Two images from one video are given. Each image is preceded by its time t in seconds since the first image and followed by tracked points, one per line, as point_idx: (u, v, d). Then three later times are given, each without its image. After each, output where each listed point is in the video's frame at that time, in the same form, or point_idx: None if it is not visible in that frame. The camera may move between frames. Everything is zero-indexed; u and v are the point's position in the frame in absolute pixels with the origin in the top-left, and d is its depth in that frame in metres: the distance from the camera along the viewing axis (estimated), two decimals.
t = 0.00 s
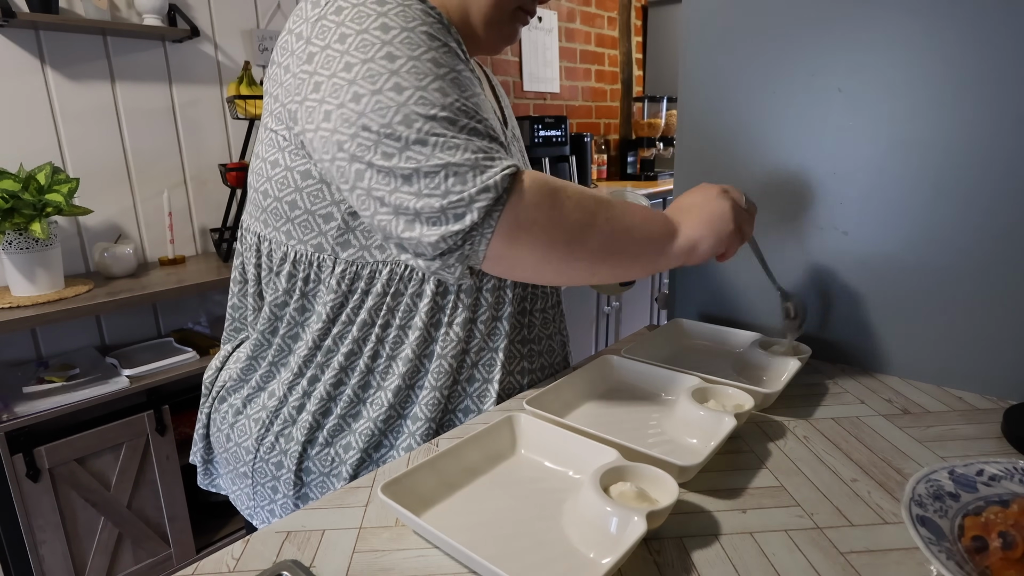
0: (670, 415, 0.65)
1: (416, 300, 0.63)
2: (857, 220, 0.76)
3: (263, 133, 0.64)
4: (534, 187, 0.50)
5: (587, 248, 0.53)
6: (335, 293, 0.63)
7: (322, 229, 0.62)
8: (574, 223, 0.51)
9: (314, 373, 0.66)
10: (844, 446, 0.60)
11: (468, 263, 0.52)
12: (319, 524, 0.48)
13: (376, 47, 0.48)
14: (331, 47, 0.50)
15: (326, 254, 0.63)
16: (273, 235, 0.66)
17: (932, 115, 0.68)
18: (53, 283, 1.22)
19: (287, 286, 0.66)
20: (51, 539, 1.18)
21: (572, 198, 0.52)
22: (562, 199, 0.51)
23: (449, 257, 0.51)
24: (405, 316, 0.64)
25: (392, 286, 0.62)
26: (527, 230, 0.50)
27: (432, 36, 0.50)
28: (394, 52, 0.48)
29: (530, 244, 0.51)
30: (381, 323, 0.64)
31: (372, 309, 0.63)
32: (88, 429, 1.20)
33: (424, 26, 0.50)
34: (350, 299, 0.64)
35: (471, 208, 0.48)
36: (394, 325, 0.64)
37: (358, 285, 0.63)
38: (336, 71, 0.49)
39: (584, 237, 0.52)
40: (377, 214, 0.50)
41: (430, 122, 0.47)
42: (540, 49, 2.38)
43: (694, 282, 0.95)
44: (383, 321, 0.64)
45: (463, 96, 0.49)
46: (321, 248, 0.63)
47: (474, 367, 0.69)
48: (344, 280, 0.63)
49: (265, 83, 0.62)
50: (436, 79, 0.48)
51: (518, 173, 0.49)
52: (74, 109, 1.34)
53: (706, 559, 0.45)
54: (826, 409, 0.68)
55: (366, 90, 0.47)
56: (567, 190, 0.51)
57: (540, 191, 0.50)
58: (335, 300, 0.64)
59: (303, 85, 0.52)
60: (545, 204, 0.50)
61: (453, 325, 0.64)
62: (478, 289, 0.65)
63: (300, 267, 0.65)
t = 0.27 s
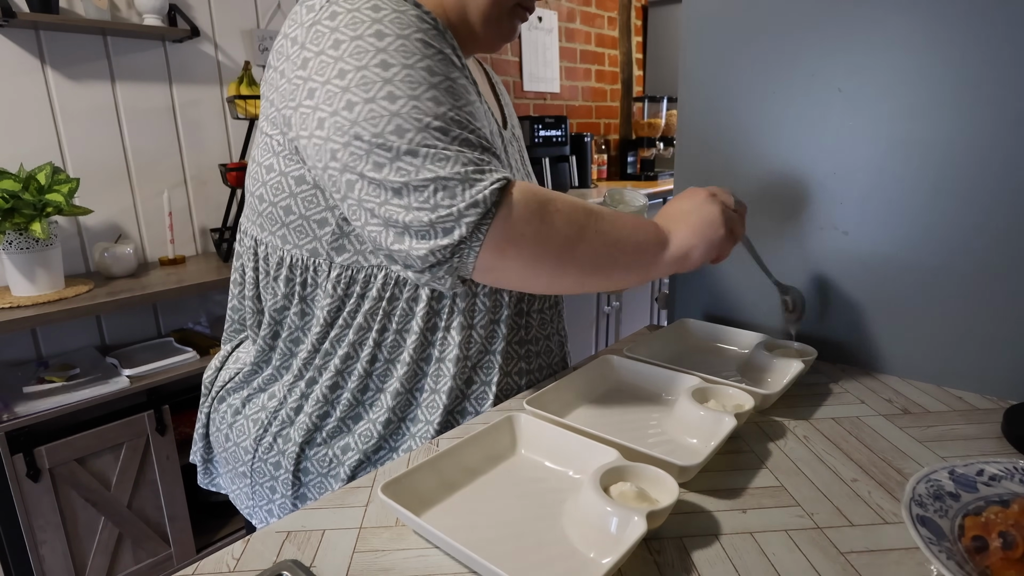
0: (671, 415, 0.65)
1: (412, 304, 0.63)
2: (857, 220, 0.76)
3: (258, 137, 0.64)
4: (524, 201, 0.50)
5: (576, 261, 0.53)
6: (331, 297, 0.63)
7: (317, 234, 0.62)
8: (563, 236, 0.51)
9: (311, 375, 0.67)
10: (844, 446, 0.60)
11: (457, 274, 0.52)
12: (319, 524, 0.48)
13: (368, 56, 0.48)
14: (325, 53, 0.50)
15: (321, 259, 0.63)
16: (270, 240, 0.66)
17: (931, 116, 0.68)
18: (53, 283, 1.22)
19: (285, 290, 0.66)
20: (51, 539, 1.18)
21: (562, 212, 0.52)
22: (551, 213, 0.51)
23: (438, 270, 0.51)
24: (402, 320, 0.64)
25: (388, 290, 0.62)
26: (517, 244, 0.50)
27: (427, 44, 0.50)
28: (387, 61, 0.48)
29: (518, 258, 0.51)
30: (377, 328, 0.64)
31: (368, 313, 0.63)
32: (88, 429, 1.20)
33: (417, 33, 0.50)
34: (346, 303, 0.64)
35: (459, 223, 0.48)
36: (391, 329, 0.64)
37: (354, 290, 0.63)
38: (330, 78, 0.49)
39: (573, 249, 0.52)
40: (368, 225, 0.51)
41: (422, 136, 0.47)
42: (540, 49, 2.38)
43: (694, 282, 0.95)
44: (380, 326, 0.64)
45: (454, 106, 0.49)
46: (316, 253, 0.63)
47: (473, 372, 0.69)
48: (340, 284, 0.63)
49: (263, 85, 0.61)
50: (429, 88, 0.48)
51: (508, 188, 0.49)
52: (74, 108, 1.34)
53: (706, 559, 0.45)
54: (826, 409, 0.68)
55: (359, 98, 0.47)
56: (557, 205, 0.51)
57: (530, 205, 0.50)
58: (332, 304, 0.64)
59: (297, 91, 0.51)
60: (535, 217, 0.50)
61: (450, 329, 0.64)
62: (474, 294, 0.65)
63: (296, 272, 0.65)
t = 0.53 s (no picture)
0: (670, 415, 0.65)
1: (406, 308, 0.63)
2: (857, 220, 0.76)
3: (252, 142, 0.64)
4: (489, 214, 0.47)
5: (550, 269, 0.50)
6: (325, 301, 0.64)
7: (309, 238, 0.62)
8: (532, 245, 0.49)
9: (309, 376, 0.67)
10: (843, 446, 0.60)
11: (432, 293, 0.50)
12: (319, 525, 0.48)
13: (352, 62, 0.47)
14: (311, 58, 0.49)
15: (314, 262, 0.63)
16: (264, 243, 0.66)
17: (930, 116, 0.69)
18: (53, 283, 1.22)
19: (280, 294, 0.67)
20: (51, 539, 1.18)
21: (530, 221, 0.48)
22: (518, 225, 0.48)
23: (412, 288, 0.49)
24: (396, 324, 0.64)
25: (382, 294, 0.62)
26: (485, 261, 0.48)
27: (412, 50, 0.49)
28: (370, 69, 0.47)
29: (491, 273, 0.49)
30: (372, 331, 0.64)
31: (363, 316, 0.63)
32: (88, 429, 1.20)
33: (404, 41, 0.49)
34: (340, 306, 0.64)
35: (428, 241, 0.46)
36: (386, 333, 0.64)
37: (347, 294, 0.63)
38: (315, 84, 0.48)
39: (544, 259, 0.49)
40: (341, 238, 0.49)
41: (399, 148, 0.46)
42: (540, 49, 2.38)
43: (693, 282, 0.96)
44: (375, 329, 0.64)
45: (437, 116, 0.48)
46: (308, 256, 0.63)
47: (473, 377, 0.68)
48: (332, 288, 0.63)
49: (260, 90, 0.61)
50: (411, 95, 0.47)
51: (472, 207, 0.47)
52: (74, 108, 1.34)
53: (706, 559, 0.45)
54: (826, 409, 0.68)
55: (338, 105, 0.46)
56: (520, 213, 0.48)
57: (493, 218, 0.47)
58: (326, 307, 0.64)
59: (282, 97, 0.50)
60: (501, 232, 0.48)
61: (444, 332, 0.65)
62: (467, 299, 0.64)
63: (290, 276, 0.65)
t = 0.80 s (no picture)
0: (670, 416, 0.65)
1: (396, 308, 0.64)
2: (857, 221, 0.76)
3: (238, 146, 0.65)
4: (369, 167, 0.45)
5: (449, 198, 0.49)
6: (315, 300, 0.64)
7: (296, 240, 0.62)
8: (423, 179, 0.47)
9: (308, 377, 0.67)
10: (843, 446, 0.60)
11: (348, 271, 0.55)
12: (320, 524, 0.48)
13: (285, 51, 0.50)
14: (265, 60, 0.51)
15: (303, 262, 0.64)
16: (251, 244, 0.67)
17: (930, 116, 0.69)
18: (53, 283, 1.21)
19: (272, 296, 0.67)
20: (51, 539, 1.18)
21: (407, 154, 0.46)
22: (402, 164, 0.46)
23: (317, 266, 0.54)
24: (388, 324, 0.64)
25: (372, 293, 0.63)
26: (388, 217, 0.47)
27: (346, 40, 0.51)
28: (296, 53, 0.49)
29: (399, 228, 0.48)
30: (366, 331, 0.64)
31: (355, 316, 0.64)
32: (88, 429, 1.20)
33: (343, 32, 0.51)
34: (329, 306, 0.64)
35: (309, 212, 0.49)
36: (379, 333, 0.64)
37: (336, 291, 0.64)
38: (263, 83, 0.51)
39: (441, 191, 0.48)
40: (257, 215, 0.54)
41: (294, 123, 0.48)
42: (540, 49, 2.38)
43: (694, 281, 0.95)
44: (368, 329, 0.64)
45: (352, 95, 0.49)
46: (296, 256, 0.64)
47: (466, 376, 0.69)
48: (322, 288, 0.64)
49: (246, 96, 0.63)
50: (325, 78, 0.49)
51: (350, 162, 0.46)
52: (74, 108, 1.34)
53: (706, 559, 0.45)
54: (826, 409, 0.68)
55: (265, 95, 0.50)
56: (400, 149, 0.46)
57: (372, 166, 0.45)
58: (316, 308, 0.65)
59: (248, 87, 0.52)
60: (389, 178, 0.46)
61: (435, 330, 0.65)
62: (453, 296, 0.65)
63: (278, 277, 0.65)
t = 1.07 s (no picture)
0: (670, 416, 0.65)
1: (372, 305, 0.65)
2: (857, 220, 0.76)
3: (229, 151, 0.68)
4: (361, 122, 0.49)
5: (436, 159, 0.53)
6: (295, 298, 0.66)
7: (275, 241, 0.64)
8: (413, 137, 0.51)
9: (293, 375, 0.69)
10: (844, 446, 0.60)
11: (343, 242, 0.56)
12: (319, 524, 0.48)
13: (264, 33, 0.54)
14: (247, 44, 0.56)
15: (282, 262, 0.66)
16: (238, 245, 0.70)
17: (930, 116, 0.68)
18: (53, 283, 1.21)
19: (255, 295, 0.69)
20: (51, 539, 1.18)
21: (397, 114, 0.50)
22: (394, 123, 0.50)
23: (305, 226, 0.54)
24: (364, 321, 0.65)
25: (348, 290, 0.64)
26: (381, 172, 0.51)
27: (321, 16, 0.55)
28: (274, 29, 0.54)
29: (390, 184, 0.52)
30: (345, 328, 0.65)
31: (333, 314, 0.65)
32: (88, 429, 1.20)
33: (316, 10, 0.56)
34: (309, 304, 0.66)
35: (301, 163, 0.50)
36: (356, 330, 0.66)
37: (314, 289, 0.65)
38: (248, 63, 0.54)
39: (428, 150, 0.52)
40: (243, 180, 0.55)
41: (277, 84, 0.51)
42: (540, 49, 2.38)
43: (694, 281, 0.95)
44: (347, 326, 0.65)
45: (332, 62, 0.53)
46: (278, 256, 0.66)
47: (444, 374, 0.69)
48: (300, 286, 0.66)
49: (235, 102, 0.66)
50: (303, 45, 0.52)
51: (341, 116, 0.49)
52: (74, 108, 1.34)
53: (706, 560, 0.45)
54: (826, 409, 0.68)
55: (250, 68, 0.54)
56: (391, 110, 0.50)
57: (365, 121, 0.49)
58: (295, 306, 0.66)
59: (244, 57, 0.55)
60: (383, 134, 0.50)
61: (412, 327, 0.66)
62: (425, 292, 0.66)
63: (261, 277, 0.68)
